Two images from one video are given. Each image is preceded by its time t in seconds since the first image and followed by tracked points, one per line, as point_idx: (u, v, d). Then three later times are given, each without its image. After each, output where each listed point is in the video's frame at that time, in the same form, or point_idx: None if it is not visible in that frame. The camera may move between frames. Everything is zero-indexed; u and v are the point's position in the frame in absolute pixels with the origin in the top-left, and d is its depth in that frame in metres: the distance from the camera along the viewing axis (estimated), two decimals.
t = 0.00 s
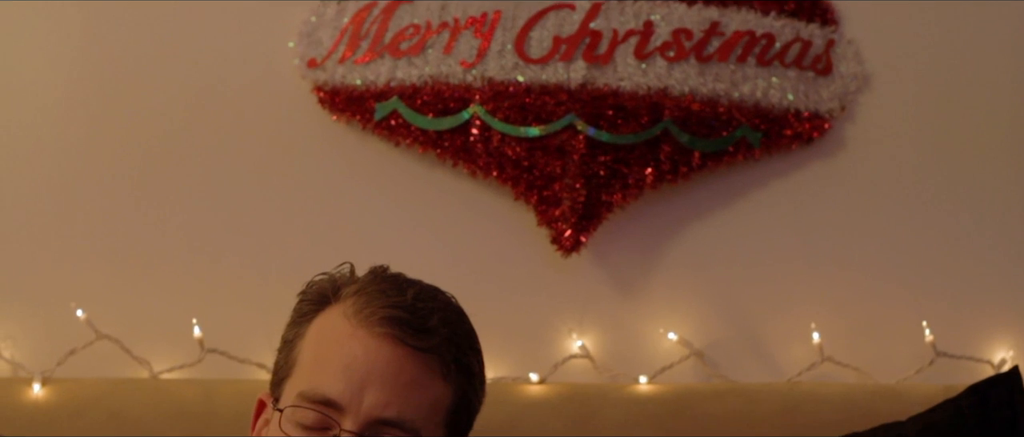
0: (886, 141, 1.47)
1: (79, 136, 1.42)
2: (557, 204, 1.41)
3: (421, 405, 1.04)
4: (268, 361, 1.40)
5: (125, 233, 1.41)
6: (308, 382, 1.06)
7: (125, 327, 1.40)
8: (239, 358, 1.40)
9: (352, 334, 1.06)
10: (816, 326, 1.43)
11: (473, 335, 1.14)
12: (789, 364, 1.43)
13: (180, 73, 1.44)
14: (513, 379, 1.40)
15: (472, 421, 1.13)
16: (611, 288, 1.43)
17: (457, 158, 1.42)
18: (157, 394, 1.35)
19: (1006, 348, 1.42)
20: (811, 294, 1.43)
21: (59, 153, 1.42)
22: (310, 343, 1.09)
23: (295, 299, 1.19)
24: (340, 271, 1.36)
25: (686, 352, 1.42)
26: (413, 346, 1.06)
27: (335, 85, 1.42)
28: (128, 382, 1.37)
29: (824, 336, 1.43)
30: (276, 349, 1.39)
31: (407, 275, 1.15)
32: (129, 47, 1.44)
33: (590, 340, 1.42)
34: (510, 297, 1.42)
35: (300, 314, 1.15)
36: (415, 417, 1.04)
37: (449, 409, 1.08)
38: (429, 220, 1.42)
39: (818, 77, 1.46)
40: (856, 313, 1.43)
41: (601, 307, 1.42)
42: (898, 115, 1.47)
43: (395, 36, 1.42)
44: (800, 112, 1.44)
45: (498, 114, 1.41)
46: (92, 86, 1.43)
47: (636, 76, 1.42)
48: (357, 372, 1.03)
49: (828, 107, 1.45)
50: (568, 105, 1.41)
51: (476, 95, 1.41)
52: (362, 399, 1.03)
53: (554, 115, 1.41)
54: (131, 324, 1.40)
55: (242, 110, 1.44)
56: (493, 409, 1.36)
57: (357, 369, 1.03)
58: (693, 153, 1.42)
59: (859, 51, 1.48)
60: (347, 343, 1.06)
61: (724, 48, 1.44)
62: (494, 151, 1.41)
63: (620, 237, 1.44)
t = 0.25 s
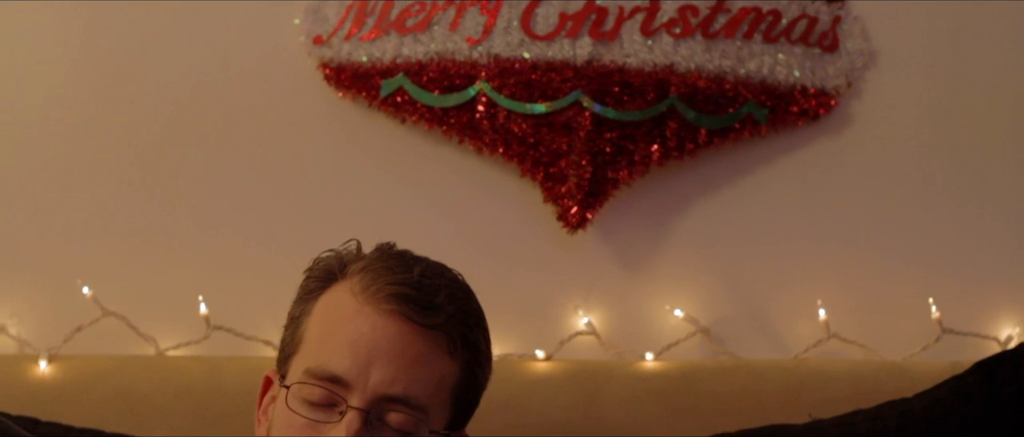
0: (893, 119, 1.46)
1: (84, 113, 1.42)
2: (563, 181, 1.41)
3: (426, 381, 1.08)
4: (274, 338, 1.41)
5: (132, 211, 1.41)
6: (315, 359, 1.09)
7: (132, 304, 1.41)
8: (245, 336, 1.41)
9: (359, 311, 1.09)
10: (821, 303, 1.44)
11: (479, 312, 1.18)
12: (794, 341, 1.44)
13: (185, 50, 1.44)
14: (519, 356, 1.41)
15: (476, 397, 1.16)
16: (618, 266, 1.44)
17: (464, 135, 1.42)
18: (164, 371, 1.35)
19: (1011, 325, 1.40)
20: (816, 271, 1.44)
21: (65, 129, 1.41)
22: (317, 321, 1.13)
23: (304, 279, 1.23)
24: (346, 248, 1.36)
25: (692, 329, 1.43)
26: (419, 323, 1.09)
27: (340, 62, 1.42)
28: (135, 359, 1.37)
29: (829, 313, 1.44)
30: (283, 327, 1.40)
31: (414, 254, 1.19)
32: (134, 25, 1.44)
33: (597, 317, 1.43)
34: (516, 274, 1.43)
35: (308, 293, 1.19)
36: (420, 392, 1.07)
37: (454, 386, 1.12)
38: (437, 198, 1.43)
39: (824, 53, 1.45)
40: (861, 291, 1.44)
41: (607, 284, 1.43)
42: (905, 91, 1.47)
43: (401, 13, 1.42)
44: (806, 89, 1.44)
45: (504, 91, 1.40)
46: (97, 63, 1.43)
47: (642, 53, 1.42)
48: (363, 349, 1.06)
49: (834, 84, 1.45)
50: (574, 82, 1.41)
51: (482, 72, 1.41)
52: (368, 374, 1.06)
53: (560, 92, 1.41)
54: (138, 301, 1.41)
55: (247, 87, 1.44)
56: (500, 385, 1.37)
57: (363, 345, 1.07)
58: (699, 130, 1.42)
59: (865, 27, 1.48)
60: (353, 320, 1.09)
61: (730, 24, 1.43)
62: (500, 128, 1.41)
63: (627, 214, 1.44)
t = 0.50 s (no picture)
0: (900, 98, 1.46)
1: (92, 94, 1.43)
2: (570, 160, 1.40)
3: (433, 360, 1.09)
4: (281, 318, 1.41)
5: (141, 190, 1.42)
6: (323, 339, 1.10)
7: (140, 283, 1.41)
8: (252, 316, 1.41)
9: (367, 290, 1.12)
10: (828, 282, 1.44)
11: (487, 295, 1.20)
12: (801, 320, 1.44)
13: (192, 31, 1.44)
14: (526, 336, 1.42)
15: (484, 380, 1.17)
16: (624, 245, 1.44)
17: (471, 114, 1.42)
18: (171, 350, 1.36)
19: (1019, 305, 1.42)
20: (824, 250, 1.44)
21: (75, 112, 1.43)
22: (326, 302, 1.14)
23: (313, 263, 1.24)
24: (353, 228, 1.37)
25: (699, 308, 1.43)
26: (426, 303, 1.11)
27: (347, 41, 1.41)
28: (143, 338, 1.38)
29: (837, 292, 1.44)
30: (290, 306, 1.40)
31: (423, 237, 1.21)
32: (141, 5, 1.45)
33: (604, 296, 1.43)
34: (522, 254, 1.43)
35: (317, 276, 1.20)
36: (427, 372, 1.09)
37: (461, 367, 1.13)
38: (443, 178, 1.43)
39: (831, 32, 1.45)
40: (869, 270, 1.43)
41: (615, 263, 1.43)
42: (912, 71, 1.47)
43: None
44: (813, 68, 1.43)
45: (511, 70, 1.40)
46: (105, 44, 1.44)
47: (649, 32, 1.42)
48: (370, 328, 1.08)
49: (842, 63, 1.44)
50: (580, 61, 1.40)
51: (489, 51, 1.40)
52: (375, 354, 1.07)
53: (566, 71, 1.40)
54: (146, 281, 1.41)
55: (254, 68, 1.44)
56: (507, 363, 1.38)
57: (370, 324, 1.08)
58: (706, 109, 1.42)
59: (872, 5, 1.47)
60: (360, 300, 1.10)
61: (736, 3, 1.43)
62: (507, 107, 1.41)
63: (633, 193, 1.44)
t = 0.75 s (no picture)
0: (907, 78, 1.46)
1: (99, 74, 1.43)
2: (577, 139, 1.40)
3: (438, 340, 1.19)
4: (290, 297, 1.41)
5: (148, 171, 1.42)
6: (331, 320, 1.21)
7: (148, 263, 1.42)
8: (259, 295, 1.41)
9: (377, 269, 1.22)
10: (837, 261, 1.44)
11: (491, 276, 1.32)
12: (809, 300, 1.45)
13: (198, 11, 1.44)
14: (533, 315, 1.42)
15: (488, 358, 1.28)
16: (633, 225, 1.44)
17: (478, 93, 1.42)
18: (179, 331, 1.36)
19: None
20: (831, 230, 1.44)
21: (82, 92, 1.43)
22: (334, 286, 1.25)
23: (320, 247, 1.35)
24: (361, 207, 1.38)
25: (706, 287, 1.44)
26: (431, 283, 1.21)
27: (354, 20, 1.42)
28: (150, 318, 1.39)
29: (844, 271, 1.44)
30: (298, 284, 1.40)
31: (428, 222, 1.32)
32: None
33: (611, 275, 1.44)
34: (531, 234, 1.44)
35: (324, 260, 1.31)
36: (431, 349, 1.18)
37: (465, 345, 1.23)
38: (452, 156, 1.44)
39: (839, 10, 1.45)
40: (876, 249, 1.44)
41: (622, 242, 1.44)
42: (920, 50, 1.46)
43: None
44: (821, 47, 1.43)
45: (518, 49, 1.40)
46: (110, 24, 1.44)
47: (657, 11, 1.42)
48: (377, 309, 1.18)
49: (849, 42, 1.44)
50: (588, 40, 1.40)
51: (496, 30, 1.41)
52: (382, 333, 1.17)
53: (574, 50, 1.40)
54: (154, 261, 1.41)
55: (260, 48, 1.44)
56: (515, 344, 1.39)
57: (377, 304, 1.18)
58: (713, 88, 1.41)
59: None
60: (367, 282, 1.21)
61: None
62: (514, 86, 1.40)
63: (641, 174, 1.45)
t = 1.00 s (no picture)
0: (915, 57, 1.46)
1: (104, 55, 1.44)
2: (585, 118, 1.40)
3: (444, 319, 1.23)
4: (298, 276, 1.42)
5: (157, 150, 1.43)
6: (338, 299, 1.25)
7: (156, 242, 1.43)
8: (266, 273, 1.43)
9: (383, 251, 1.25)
10: (844, 239, 1.45)
11: (497, 256, 1.35)
12: (816, 278, 1.45)
13: None
14: (541, 293, 1.44)
15: (494, 337, 1.32)
16: (639, 204, 1.45)
17: (486, 72, 1.42)
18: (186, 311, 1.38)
19: None
20: (838, 209, 1.44)
21: (90, 71, 1.44)
22: (342, 266, 1.29)
23: (327, 225, 1.38)
24: (368, 185, 1.39)
25: (714, 265, 1.45)
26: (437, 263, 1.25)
27: None
28: (157, 297, 1.40)
29: (851, 249, 1.45)
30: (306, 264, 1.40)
31: (436, 201, 1.36)
32: None
33: (619, 254, 1.46)
34: (537, 214, 1.45)
35: (332, 238, 1.35)
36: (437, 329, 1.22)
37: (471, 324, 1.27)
38: (457, 138, 1.45)
39: None
40: (882, 228, 1.44)
41: (629, 222, 1.45)
42: (928, 29, 1.46)
43: None
44: (828, 25, 1.43)
45: (525, 28, 1.40)
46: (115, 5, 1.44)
47: None
48: (383, 289, 1.22)
49: (857, 20, 1.44)
50: (595, 19, 1.40)
51: (504, 9, 1.41)
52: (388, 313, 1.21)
53: (581, 29, 1.40)
54: (162, 240, 1.43)
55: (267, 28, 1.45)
56: (521, 322, 1.40)
57: (383, 284, 1.22)
58: (721, 66, 1.41)
59: None
60: (373, 262, 1.25)
61: None
62: (522, 65, 1.41)
63: (648, 152, 1.45)
